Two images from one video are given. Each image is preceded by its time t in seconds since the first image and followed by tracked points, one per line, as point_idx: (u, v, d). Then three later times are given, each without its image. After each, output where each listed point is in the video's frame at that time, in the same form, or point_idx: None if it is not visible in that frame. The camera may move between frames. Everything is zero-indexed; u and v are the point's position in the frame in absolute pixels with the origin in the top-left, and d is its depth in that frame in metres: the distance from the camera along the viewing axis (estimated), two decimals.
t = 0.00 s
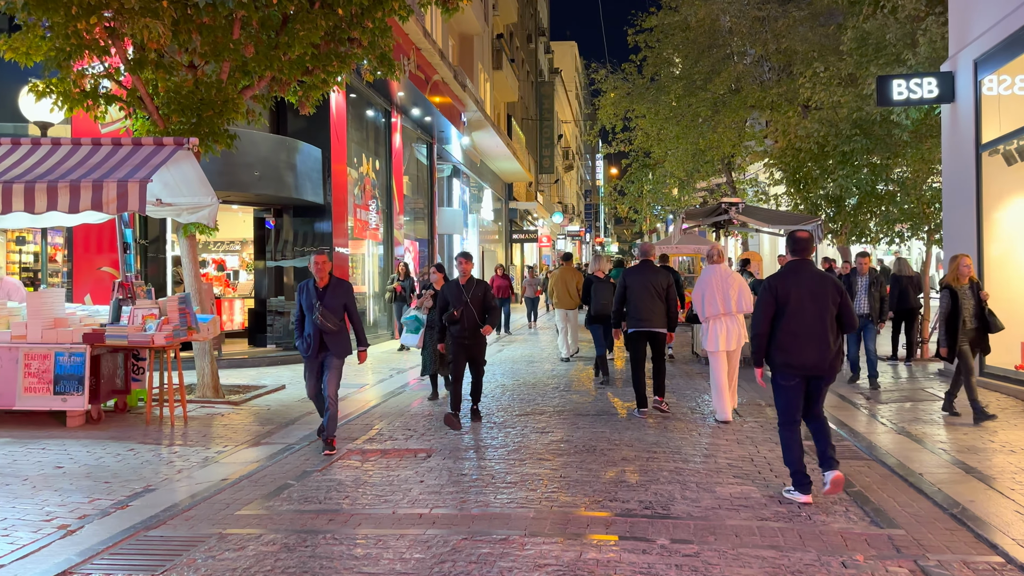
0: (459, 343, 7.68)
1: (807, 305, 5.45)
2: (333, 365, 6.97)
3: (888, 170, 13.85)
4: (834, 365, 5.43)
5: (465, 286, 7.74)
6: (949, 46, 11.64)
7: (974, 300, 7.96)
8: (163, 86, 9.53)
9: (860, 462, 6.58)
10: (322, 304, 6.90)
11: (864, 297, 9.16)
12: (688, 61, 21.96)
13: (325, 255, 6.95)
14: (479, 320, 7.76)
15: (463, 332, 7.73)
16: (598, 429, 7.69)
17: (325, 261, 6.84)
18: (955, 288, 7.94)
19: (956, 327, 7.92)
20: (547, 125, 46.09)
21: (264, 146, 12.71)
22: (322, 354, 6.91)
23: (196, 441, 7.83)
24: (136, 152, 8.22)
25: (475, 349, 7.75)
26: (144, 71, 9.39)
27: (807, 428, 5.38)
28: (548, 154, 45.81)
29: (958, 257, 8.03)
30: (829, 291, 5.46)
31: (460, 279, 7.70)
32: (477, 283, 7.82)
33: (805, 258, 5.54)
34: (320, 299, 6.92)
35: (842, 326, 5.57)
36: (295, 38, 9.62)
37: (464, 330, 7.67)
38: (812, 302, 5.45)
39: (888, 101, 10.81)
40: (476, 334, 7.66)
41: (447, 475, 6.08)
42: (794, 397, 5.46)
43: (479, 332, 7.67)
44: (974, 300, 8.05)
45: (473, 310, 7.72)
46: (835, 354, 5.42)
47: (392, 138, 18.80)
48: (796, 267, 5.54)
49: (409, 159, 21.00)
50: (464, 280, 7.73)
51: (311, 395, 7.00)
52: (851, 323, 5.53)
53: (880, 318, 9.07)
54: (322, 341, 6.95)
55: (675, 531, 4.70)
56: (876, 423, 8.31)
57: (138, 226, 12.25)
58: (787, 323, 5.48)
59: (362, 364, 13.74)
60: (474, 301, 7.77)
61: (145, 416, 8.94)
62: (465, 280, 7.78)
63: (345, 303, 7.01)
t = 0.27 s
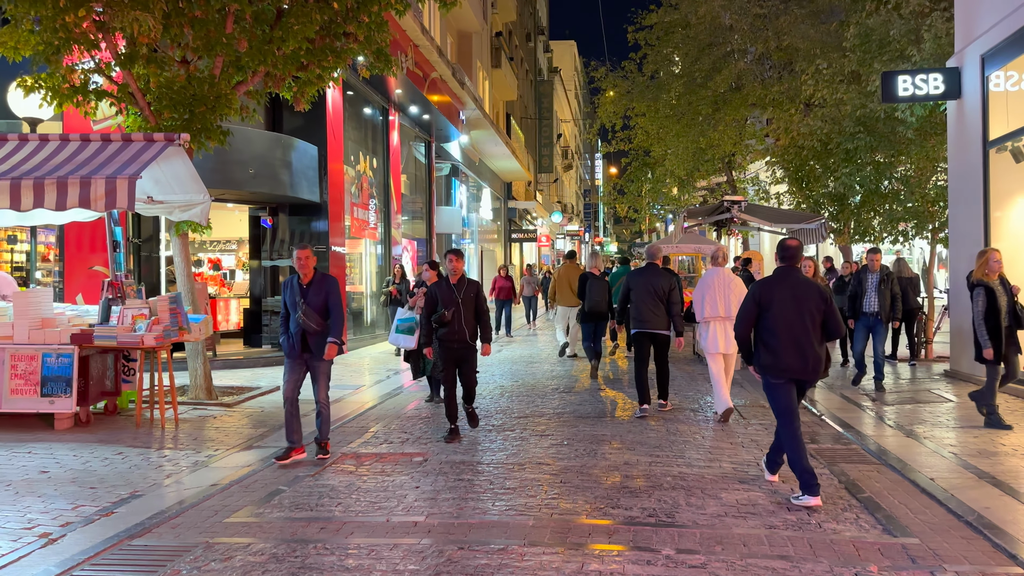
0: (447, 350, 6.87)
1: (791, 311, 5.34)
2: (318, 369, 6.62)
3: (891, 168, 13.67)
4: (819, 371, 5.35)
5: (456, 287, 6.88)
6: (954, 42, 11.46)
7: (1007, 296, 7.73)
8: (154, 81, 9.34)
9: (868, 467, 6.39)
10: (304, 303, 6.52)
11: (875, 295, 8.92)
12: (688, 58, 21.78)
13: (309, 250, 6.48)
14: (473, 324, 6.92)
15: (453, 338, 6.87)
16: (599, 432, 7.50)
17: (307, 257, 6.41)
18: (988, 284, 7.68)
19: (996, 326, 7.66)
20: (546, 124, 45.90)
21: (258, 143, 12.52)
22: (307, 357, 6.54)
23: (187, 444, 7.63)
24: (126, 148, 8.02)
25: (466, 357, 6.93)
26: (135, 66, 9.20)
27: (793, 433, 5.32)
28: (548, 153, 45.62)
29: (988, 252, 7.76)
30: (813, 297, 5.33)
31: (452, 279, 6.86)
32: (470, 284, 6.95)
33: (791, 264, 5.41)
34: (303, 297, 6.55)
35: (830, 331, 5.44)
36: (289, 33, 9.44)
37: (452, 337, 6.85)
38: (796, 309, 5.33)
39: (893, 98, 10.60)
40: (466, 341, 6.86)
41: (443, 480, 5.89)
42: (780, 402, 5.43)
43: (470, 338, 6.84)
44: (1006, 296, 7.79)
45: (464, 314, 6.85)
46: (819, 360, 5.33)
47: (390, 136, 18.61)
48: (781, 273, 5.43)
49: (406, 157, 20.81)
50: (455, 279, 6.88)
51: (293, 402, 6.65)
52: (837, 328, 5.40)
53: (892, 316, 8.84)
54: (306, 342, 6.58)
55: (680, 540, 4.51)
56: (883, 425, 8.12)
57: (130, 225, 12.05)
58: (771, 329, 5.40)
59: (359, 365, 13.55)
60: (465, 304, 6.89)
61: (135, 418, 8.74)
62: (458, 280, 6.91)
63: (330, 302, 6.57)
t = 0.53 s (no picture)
0: (433, 356, 6.56)
1: (775, 303, 5.69)
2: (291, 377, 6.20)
3: (894, 165, 13.47)
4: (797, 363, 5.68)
5: (445, 290, 6.66)
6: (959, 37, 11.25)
7: None
8: (141, 76, 9.13)
9: (874, 472, 6.19)
10: (274, 306, 6.09)
11: (881, 295, 8.73)
12: (687, 56, 21.57)
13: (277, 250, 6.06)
14: (461, 330, 6.62)
15: (439, 343, 6.59)
16: (597, 435, 7.29)
17: (275, 256, 5.99)
18: None
19: None
20: (544, 123, 45.68)
21: (251, 141, 12.32)
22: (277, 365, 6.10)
23: (173, 448, 7.41)
24: (110, 144, 7.81)
25: (452, 364, 6.59)
26: (121, 60, 8.99)
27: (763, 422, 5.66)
28: (546, 152, 45.41)
29: None
30: (798, 291, 5.68)
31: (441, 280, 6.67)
32: (460, 287, 6.70)
33: (779, 258, 5.75)
34: (273, 300, 6.11)
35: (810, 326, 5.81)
36: (280, 26, 9.23)
37: (438, 341, 6.55)
38: (781, 301, 5.68)
39: (896, 93, 10.39)
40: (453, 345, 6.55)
41: (435, 486, 5.68)
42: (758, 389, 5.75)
43: (456, 344, 6.51)
44: None
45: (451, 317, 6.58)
46: (799, 352, 5.66)
47: (386, 133, 18.39)
48: (769, 266, 5.77)
49: (403, 155, 20.59)
50: (444, 280, 6.71)
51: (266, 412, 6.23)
52: (818, 323, 5.77)
53: (898, 316, 8.68)
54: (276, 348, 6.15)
55: (680, 551, 4.31)
56: (889, 428, 7.91)
57: (119, 224, 11.84)
58: (755, 319, 5.74)
59: (354, 365, 13.34)
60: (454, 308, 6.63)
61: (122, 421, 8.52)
62: (447, 283, 6.70)
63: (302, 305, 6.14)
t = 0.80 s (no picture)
0: (418, 367, 5.90)
1: (759, 306, 5.64)
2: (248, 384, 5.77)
3: (895, 164, 13.28)
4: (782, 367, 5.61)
5: (430, 293, 5.94)
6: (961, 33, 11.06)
7: None
8: (127, 73, 8.93)
9: (878, 480, 5.99)
10: (233, 307, 5.69)
11: (882, 301, 8.50)
12: (685, 54, 21.38)
13: (232, 247, 5.65)
14: (449, 338, 5.92)
15: (425, 352, 5.88)
16: (592, 441, 7.09)
17: (229, 254, 5.59)
18: None
19: None
20: (542, 122, 45.48)
21: (241, 139, 12.11)
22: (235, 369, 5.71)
23: (156, 455, 7.20)
24: (92, 142, 7.60)
25: (439, 376, 5.92)
26: (106, 57, 8.78)
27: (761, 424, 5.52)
28: (544, 152, 45.21)
29: None
30: (782, 295, 5.65)
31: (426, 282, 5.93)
32: (449, 289, 5.98)
33: (761, 261, 5.72)
34: (231, 301, 5.72)
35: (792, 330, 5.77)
36: (268, 22, 9.02)
37: (423, 351, 5.87)
38: (765, 304, 5.62)
39: (898, 91, 10.21)
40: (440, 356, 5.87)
41: (423, 497, 5.48)
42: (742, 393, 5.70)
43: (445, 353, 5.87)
44: None
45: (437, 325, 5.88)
46: (784, 356, 5.60)
47: (380, 132, 18.19)
48: (752, 270, 5.73)
49: (398, 155, 20.38)
50: (430, 281, 5.94)
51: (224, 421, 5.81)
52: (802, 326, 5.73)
53: (899, 321, 8.45)
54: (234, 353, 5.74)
55: (678, 568, 4.11)
56: (892, 433, 7.71)
57: (107, 224, 11.61)
58: (739, 322, 5.67)
59: (347, 368, 13.14)
60: (441, 313, 5.92)
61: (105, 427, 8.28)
62: (435, 284, 5.97)
63: (263, 307, 5.73)
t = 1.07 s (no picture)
0: (400, 379, 5.35)
1: (740, 301, 6.00)
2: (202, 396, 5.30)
3: (897, 160, 13.07)
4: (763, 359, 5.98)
5: (409, 296, 5.40)
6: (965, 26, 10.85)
7: None
8: (111, 66, 8.69)
9: (886, 483, 5.78)
10: (185, 314, 5.19)
11: (883, 296, 8.52)
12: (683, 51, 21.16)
13: (183, 247, 5.12)
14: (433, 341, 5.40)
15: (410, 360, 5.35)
16: (589, 443, 6.88)
17: (180, 255, 5.08)
18: None
19: None
20: (540, 121, 45.23)
21: (231, 134, 11.89)
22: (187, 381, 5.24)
23: (139, 458, 6.97)
24: (74, 135, 7.36)
25: (424, 386, 5.39)
26: (90, 48, 8.55)
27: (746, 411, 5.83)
28: (541, 151, 44.94)
29: None
30: (762, 290, 6.01)
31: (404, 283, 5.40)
32: (428, 289, 5.44)
33: (743, 258, 6.07)
34: (184, 306, 5.21)
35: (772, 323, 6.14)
36: (256, 13, 8.79)
37: (406, 359, 5.33)
38: (745, 299, 5.99)
39: (902, 85, 10.00)
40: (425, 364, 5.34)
41: (412, 502, 5.26)
42: (727, 384, 6.03)
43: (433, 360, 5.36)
44: None
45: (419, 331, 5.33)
46: (764, 347, 5.95)
47: (375, 129, 17.95)
48: (733, 267, 6.10)
49: (393, 152, 20.15)
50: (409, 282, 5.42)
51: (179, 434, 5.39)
52: (780, 319, 6.09)
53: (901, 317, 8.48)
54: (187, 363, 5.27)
55: None
56: (897, 435, 7.50)
57: (94, 221, 11.39)
58: (721, 317, 6.03)
59: (340, 368, 12.91)
60: (422, 316, 5.39)
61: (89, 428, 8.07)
62: (413, 284, 5.44)
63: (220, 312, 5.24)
